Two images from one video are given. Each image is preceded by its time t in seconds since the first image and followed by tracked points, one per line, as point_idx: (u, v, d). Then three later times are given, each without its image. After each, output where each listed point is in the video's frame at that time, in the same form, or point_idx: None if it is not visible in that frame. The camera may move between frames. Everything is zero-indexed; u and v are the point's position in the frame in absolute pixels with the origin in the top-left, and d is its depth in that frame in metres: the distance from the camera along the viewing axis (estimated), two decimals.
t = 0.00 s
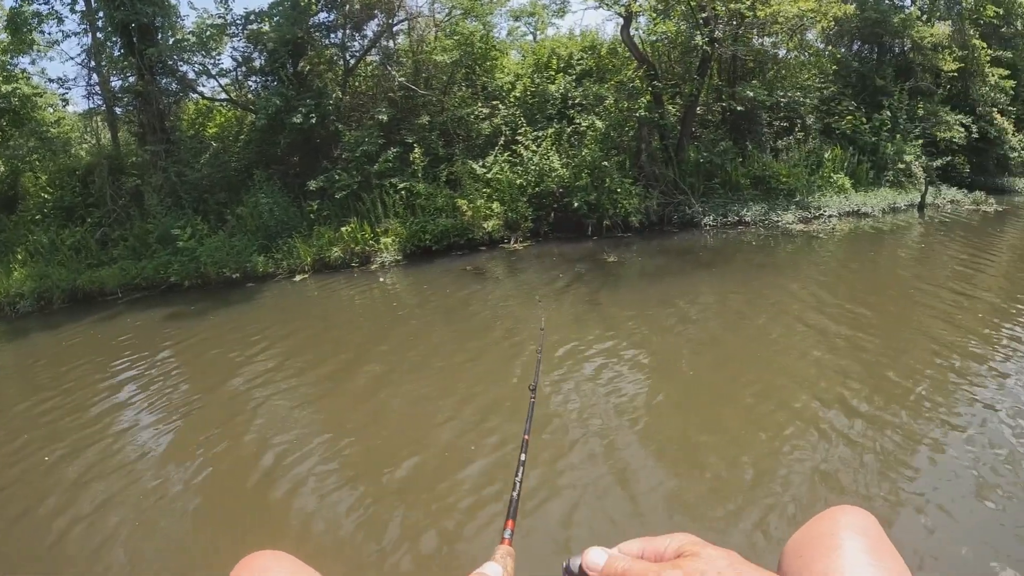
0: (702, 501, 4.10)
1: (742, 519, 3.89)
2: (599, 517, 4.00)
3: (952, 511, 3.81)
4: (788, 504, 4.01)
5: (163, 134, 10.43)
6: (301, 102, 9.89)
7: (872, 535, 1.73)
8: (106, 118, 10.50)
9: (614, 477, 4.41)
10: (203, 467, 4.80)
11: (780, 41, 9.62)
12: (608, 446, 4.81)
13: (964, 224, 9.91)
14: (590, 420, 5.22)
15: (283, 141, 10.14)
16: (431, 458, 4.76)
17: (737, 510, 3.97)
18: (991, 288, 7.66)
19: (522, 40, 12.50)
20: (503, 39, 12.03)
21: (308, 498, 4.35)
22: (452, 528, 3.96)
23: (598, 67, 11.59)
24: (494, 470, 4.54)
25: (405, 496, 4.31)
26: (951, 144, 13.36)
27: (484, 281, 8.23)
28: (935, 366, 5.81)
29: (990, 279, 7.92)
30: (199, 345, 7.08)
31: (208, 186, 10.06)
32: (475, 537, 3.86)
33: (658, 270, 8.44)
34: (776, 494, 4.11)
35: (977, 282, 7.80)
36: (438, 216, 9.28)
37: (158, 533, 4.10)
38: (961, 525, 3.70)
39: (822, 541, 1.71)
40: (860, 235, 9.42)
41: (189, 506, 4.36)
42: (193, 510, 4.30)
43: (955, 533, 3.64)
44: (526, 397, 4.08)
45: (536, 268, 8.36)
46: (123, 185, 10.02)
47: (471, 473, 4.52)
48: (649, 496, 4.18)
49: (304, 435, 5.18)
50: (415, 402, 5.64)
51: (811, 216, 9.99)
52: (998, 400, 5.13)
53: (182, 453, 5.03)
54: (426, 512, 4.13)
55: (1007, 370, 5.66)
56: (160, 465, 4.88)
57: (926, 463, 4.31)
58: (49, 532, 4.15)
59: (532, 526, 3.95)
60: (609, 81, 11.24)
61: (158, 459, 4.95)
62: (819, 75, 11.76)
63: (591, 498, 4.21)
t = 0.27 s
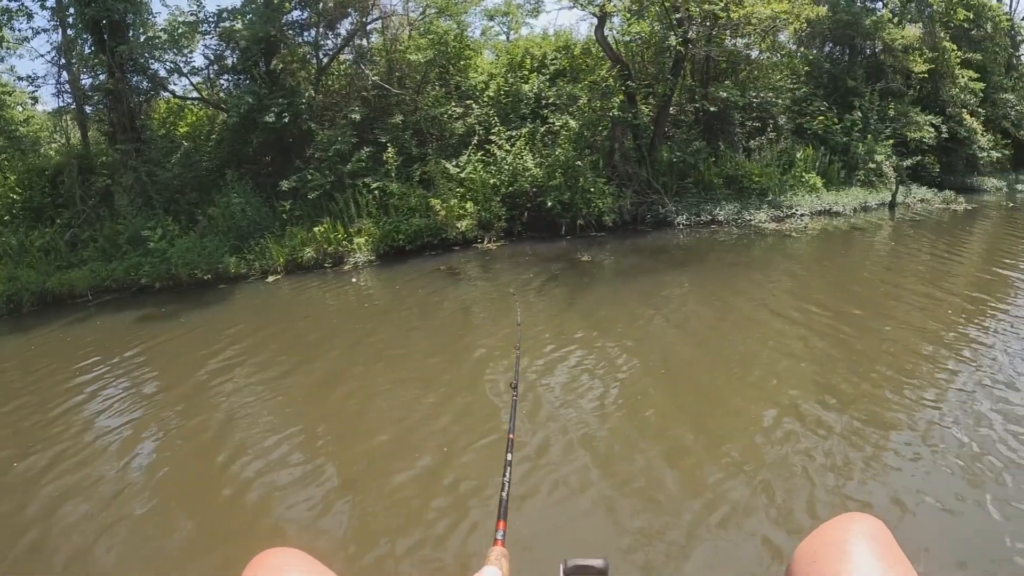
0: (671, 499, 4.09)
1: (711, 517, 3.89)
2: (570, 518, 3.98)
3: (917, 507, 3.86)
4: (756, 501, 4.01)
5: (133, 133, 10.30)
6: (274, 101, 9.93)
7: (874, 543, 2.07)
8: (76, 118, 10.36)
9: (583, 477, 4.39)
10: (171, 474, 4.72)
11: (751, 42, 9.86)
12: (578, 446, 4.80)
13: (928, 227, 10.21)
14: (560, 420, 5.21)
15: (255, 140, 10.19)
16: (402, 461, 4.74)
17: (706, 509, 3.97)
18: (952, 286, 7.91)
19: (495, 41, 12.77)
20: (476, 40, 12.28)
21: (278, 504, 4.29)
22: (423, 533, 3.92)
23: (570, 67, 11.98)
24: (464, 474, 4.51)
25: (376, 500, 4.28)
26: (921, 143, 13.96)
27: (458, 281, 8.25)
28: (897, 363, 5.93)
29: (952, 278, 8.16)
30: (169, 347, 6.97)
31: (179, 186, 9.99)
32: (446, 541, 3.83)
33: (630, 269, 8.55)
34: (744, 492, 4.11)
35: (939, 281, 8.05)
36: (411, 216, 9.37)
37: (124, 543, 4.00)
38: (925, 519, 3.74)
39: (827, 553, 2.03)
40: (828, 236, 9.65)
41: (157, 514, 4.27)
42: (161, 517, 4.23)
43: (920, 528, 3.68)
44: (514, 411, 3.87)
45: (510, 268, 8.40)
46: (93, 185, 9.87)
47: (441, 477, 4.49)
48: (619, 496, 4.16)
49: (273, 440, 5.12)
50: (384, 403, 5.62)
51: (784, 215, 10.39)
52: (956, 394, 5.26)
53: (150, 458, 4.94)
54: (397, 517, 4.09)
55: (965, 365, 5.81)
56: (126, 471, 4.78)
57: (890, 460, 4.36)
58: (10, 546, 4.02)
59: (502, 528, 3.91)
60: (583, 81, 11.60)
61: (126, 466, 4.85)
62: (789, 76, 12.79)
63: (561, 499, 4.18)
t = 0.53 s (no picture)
0: (639, 498, 4.10)
1: (679, 514, 3.91)
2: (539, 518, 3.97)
3: (890, 501, 3.92)
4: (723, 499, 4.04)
5: (101, 133, 10.17)
6: (244, 101, 9.85)
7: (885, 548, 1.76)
8: (43, 117, 10.09)
9: (553, 476, 4.38)
10: (137, 480, 4.64)
11: (722, 43, 10.27)
12: (548, 446, 4.80)
13: (894, 230, 10.49)
14: (529, 419, 5.22)
15: (225, 140, 10.11)
16: (371, 463, 4.71)
17: (675, 506, 3.98)
18: (916, 284, 8.13)
19: (467, 43, 12.98)
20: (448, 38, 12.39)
21: (247, 509, 4.24)
22: (393, 536, 3.89)
23: (541, 68, 12.04)
24: (434, 476, 4.49)
25: (346, 503, 4.25)
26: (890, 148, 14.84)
27: (430, 282, 8.32)
28: (860, 359, 6.04)
29: (916, 277, 8.38)
30: (138, 351, 6.86)
31: (148, 187, 9.90)
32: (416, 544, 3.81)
33: (602, 270, 8.64)
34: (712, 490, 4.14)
35: (904, 280, 8.26)
36: (382, 217, 9.49)
37: (88, 552, 3.92)
38: (891, 515, 3.79)
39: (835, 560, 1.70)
40: (797, 235, 9.86)
41: (123, 521, 4.19)
42: (132, 524, 4.15)
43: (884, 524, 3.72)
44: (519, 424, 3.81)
45: (482, 268, 8.45)
46: (60, 187, 9.61)
47: (410, 480, 4.46)
48: (588, 495, 4.16)
49: (240, 443, 5.07)
50: (353, 404, 5.59)
51: (754, 215, 10.74)
52: (917, 389, 5.37)
53: (117, 464, 4.85)
54: (367, 520, 4.06)
55: (926, 361, 5.95)
56: (92, 477, 4.69)
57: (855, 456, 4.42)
58: None
59: (471, 529, 3.90)
60: (553, 82, 11.63)
61: (91, 472, 4.76)
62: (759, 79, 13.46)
63: (531, 499, 4.17)
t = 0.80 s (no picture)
0: (601, 494, 4.15)
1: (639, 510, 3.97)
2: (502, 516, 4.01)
3: (854, 493, 4.04)
4: (682, 494, 4.10)
5: (65, 135, 9.98)
6: (210, 102, 9.89)
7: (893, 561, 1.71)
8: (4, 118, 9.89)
9: (517, 474, 4.42)
10: (98, 484, 4.58)
11: (687, 46, 11.61)
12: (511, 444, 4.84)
13: (857, 231, 10.81)
14: (493, 419, 5.26)
15: (191, 141, 10.15)
16: (335, 463, 4.72)
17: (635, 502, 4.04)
18: (875, 281, 8.38)
19: (434, 42, 13.13)
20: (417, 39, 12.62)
21: (210, 511, 4.22)
22: (357, 537, 3.90)
23: (508, 69, 12.36)
24: (398, 476, 4.50)
25: (311, 505, 4.25)
26: (854, 148, 15.46)
27: (400, 283, 8.47)
28: (817, 355, 6.19)
29: (876, 274, 8.63)
30: (102, 353, 6.78)
31: (113, 189, 9.81)
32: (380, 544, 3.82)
33: (569, 270, 8.78)
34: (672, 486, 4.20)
35: (865, 277, 8.49)
36: (350, 219, 9.64)
37: (48, 559, 3.87)
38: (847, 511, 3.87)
39: None
40: (760, 238, 10.17)
41: (84, 526, 4.15)
42: (99, 534, 4.07)
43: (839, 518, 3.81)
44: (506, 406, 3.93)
45: (449, 271, 8.72)
46: (24, 189, 9.31)
47: (374, 481, 4.47)
48: (550, 492, 4.20)
49: (204, 446, 5.04)
50: (317, 405, 5.61)
51: (718, 215, 11.34)
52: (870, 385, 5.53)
53: (78, 468, 4.79)
54: (332, 521, 4.06)
55: (881, 356, 6.12)
56: (52, 482, 4.63)
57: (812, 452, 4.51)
58: None
59: (435, 529, 3.92)
60: (519, 83, 11.96)
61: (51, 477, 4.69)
62: (725, 79, 13.93)
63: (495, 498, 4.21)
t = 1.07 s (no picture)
0: (583, 493, 4.17)
1: (620, 509, 3.99)
2: (486, 518, 4.02)
3: (832, 489, 4.12)
4: (663, 493, 4.14)
5: (45, 135, 9.88)
6: (191, 102, 9.86)
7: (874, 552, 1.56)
8: None
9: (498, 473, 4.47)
10: (78, 489, 4.55)
11: (669, 47, 11.95)
12: (496, 445, 4.86)
13: (837, 230, 10.95)
14: (476, 419, 5.27)
15: (171, 142, 10.15)
16: (318, 464, 4.72)
17: (616, 502, 4.06)
18: (854, 280, 8.47)
19: (415, 43, 13.18)
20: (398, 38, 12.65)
21: (192, 515, 4.20)
22: (340, 539, 3.90)
23: (490, 70, 12.44)
24: (380, 478, 4.50)
25: (293, 505, 4.27)
26: (834, 148, 15.67)
27: (382, 283, 8.51)
28: (795, 353, 6.27)
29: (855, 272, 8.74)
30: (82, 356, 6.71)
31: (94, 191, 9.75)
32: (363, 546, 3.82)
33: (553, 270, 8.84)
34: (651, 485, 4.23)
35: (844, 276, 8.59)
36: (331, 220, 9.64)
37: (30, 564, 3.84)
38: (825, 511, 3.91)
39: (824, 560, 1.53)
40: (740, 238, 10.30)
41: (63, 531, 4.11)
42: (80, 536, 4.05)
43: (818, 517, 3.85)
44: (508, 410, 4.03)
45: (431, 272, 8.77)
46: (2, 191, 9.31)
47: (356, 483, 4.46)
48: (532, 491, 4.21)
49: (185, 448, 5.02)
50: (299, 406, 5.61)
51: (700, 215, 11.48)
52: (847, 383, 5.61)
53: (58, 472, 4.76)
54: (315, 523, 4.06)
55: (858, 355, 6.21)
56: (31, 486, 4.59)
57: (789, 451, 4.56)
58: None
59: (418, 530, 3.93)
60: (502, 84, 11.94)
61: (31, 481, 4.65)
62: (707, 80, 14.10)
63: (478, 499, 4.22)
